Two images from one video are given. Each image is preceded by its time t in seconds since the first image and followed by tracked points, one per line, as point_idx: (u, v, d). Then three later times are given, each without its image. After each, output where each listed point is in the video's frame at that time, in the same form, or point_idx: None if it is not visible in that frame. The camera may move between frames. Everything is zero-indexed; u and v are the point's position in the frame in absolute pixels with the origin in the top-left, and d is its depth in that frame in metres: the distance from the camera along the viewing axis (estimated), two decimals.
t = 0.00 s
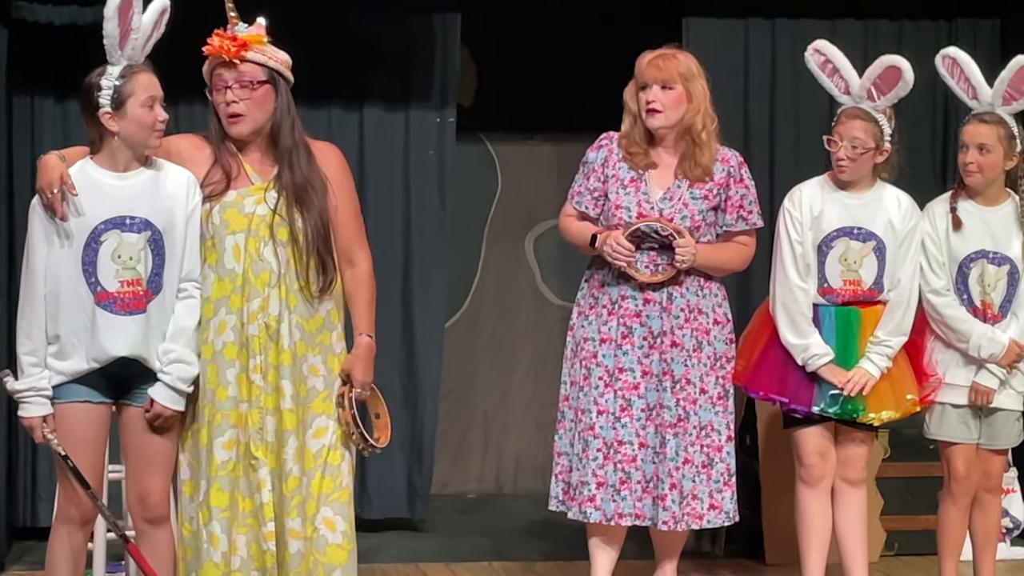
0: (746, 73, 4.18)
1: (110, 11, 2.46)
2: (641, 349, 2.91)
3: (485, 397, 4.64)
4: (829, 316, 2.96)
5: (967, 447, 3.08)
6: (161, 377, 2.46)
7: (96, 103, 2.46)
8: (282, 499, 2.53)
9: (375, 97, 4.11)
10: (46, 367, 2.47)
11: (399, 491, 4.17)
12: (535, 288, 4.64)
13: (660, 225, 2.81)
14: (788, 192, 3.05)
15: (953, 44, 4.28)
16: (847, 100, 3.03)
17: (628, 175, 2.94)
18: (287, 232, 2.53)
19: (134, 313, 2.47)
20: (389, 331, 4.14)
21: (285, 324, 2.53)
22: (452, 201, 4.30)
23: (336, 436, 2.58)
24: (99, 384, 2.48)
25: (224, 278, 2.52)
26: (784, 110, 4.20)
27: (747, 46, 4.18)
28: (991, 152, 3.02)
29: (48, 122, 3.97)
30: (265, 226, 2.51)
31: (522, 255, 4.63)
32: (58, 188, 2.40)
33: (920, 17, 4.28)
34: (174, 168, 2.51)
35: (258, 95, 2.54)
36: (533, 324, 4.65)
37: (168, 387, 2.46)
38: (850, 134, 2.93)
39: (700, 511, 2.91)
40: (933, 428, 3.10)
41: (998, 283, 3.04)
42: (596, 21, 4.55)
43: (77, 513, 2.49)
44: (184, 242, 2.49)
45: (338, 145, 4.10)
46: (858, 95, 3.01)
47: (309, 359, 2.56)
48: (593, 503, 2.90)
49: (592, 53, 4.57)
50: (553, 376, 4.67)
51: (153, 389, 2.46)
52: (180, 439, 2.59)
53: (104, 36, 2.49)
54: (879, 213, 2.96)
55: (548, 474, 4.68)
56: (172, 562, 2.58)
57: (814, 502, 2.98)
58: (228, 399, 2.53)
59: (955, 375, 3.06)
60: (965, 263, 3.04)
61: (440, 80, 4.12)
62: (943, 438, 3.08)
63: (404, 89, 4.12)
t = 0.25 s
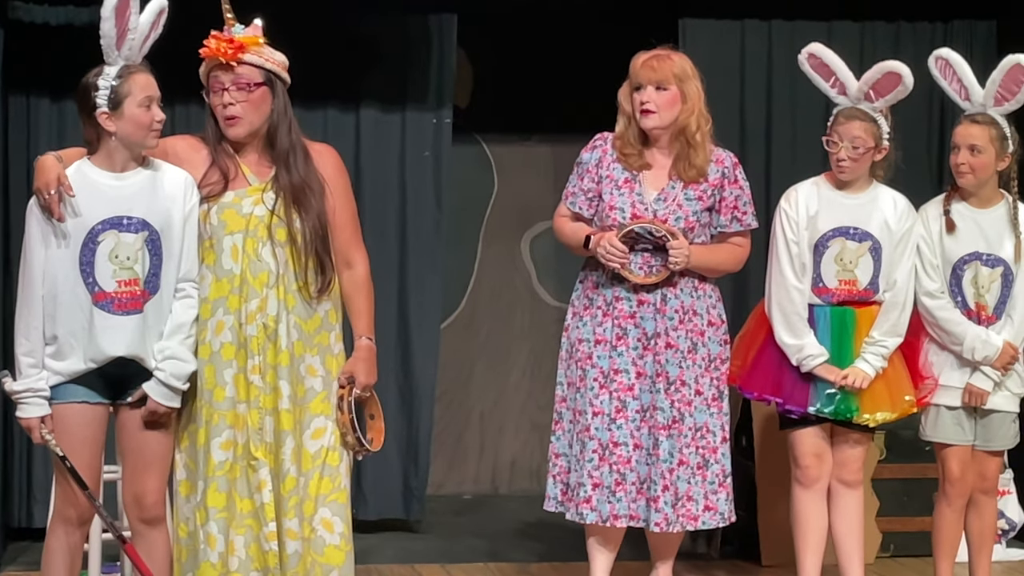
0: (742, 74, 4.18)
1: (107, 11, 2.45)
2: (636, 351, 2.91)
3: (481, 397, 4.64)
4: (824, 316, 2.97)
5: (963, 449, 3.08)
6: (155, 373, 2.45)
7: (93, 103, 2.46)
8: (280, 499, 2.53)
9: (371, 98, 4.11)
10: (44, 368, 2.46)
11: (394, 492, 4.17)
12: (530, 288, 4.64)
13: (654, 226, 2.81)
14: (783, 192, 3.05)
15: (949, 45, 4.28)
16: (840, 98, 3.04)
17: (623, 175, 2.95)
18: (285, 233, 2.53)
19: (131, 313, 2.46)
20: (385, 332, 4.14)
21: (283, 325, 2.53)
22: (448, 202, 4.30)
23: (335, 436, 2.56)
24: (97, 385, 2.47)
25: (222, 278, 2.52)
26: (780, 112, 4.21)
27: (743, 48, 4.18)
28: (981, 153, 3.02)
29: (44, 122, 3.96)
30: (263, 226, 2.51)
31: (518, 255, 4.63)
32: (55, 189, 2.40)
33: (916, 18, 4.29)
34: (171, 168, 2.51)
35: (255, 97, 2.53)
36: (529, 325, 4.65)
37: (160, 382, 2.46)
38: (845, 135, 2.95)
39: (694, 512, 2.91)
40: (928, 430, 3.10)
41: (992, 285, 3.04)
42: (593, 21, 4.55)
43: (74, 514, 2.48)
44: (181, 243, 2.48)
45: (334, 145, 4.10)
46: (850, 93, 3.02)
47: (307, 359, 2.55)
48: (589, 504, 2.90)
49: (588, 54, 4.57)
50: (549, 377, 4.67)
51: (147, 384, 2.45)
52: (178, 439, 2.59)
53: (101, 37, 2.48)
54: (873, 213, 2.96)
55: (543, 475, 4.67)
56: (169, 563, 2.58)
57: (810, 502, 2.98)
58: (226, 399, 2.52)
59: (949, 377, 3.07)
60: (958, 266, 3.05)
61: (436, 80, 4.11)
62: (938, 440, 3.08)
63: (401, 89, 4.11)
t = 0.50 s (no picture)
0: (736, 76, 4.19)
1: (99, 10, 2.45)
2: (627, 352, 2.92)
3: (475, 399, 4.64)
4: (819, 311, 2.97)
5: (956, 450, 3.09)
6: (153, 379, 2.46)
7: (85, 103, 2.46)
8: (274, 500, 2.53)
9: (366, 99, 4.11)
10: (39, 368, 2.45)
11: (388, 493, 4.16)
12: (524, 290, 4.65)
13: (646, 226, 2.82)
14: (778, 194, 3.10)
15: (942, 47, 4.29)
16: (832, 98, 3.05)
17: (613, 176, 2.94)
18: (281, 234, 2.53)
19: (125, 313, 2.46)
20: (379, 334, 4.14)
21: (278, 325, 2.53)
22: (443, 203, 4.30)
23: (328, 438, 2.57)
24: (92, 385, 2.47)
25: (218, 279, 2.53)
26: (774, 113, 4.21)
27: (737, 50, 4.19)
28: (971, 154, 3.03)
29: (38, 123, 3.95)
30: (259, 227, 2.51)
31: (512, 257, 4.63)
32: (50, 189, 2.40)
33: (910, 20, 4.30)
34: (166, 170, 2.51)
35: (252, 101, 2.54)
36: (523, 326, 4.65)
37: (161, 389, 2.46)
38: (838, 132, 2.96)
39: (684, 514, 2.91)
40: (922, 432, 3.10)
41: (984, 286, 3.05)
42: (587, 23, 4.55)
43: (67, 515, 2.48)
44: (175, 243, 2.49)
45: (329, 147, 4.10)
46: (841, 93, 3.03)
47: (302, 360, 2.56)
48: (584, 505, 2.90)
49: (583, 56, 4.57)
50: (542, 379, 4.68)
51: (146, 390, 2.46)
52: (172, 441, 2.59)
53: (93, 37, 2.48)
54: (864, 207, 2.98)
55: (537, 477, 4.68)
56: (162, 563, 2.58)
57: (808, 507, 2.99)
58: (222, 400, 2.52)
59: (942, 379, 3.07)
60: (950, 268, 3.06)
61: (431, 80, 4.12)
62: (932, 442, 3.09)
63: (396, 90, 4.11)
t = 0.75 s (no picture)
0: (728, 78, 4.20)
1: (90, 9, 2.45)
2: (616, 353, 2.92)
3: (467, 400, 4.64)
4: (812, 309, 2.97)
5: (947, 452, 3.09)
6: (143, 379, 2.45)
7: (76, 102, 2.45)
8: (264, 501, 2.53)
9: (357, 100, 4.11)
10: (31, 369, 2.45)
11: (379, 494, 4.16)
12: (516, 291, 4.65)
13: (636, 228, 2.83)
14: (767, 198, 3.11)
15: (934, 50, 4.30)
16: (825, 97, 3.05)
17: (600, 176, 2.95)
18: (273, 235, 2.53)
19: (120, 313, 2.45)
20: (370, 335, 4.14)
21: (270, 327, 2.53)
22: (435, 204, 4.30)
23: (318, 440, 2.56)
24: (87, 385, 2.47)
25: (209, 280, 2.52)
26: (766, 115, 4.22)
27: (729, 52, 4.20)
28: (962, 155, 3.04)
29: (30, 123, 3.94)
30: (250, 229, 2.51)
31: (504, 258, 4.63)
32: (42, 190, 2.39)
33: (902, 22, 4.30)
34: (158, 171, 2.50)
35: (246, 102, 2.53)
36: (515, 327, 4.65)
37: (151, 389, 2.45)
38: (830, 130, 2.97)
39: (672, 516, 2.90)
40: (914, 433, 3.10)
41: (976, 287, 3.06)
42: (580, 24, 4.55)
43: (58, 516, 2.47)
44: (168, 243, 2.48)
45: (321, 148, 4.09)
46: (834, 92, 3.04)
47: (292, 362, 2.56)
48: (574, 506, 2.91)
49: (576, 57, 4.56)
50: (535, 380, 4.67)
51: (137, 392, 2.44)
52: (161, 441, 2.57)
53: (86, 35, 2.48)
54: (853, 204, 2.99)
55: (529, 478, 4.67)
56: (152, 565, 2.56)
57: (803, 511, 2.99)
58: (211, 400, 2.52)
59: (934, 380, 3.08)
60: (943, 268, 3.06)
61: (424, 81, 4.11)
62: (923, 442, 3.09)
63: (388, 91, 4.11)
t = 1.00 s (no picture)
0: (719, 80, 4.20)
1: (76, 9, 2.46)
2: (603, 355, 2.92)
3: (459, 401, 4.64)
4: (803, 311, 2.97)
5: (937, 454, 3.10)
6: (144, 382, 2.45)
7: (65, 100, 2.47)
8: (251, 503, 2.52)
9: (349, 101, 4.10)
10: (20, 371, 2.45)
11: (371, 495, 4.15)
12: (507, 291, 4.64)
13: (625, 230, 2.83)
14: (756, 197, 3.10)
15: (925, 52, 4.31)
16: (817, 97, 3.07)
17: (588, 178, 2.95)
18: (263, 238, 2.52)
19: (111, 313, 2.45)
20: (362, 336, 4.13)
21: (260, 329, 2.52)
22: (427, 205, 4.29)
23: (308, 441, 2.55)
24: (78, 387, 2.46)
25: (198, 281, 2.52)
26: (758, 117, 4.23)
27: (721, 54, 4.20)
28: (951, 156, 3.04)
29: (21, 123, 3.93)
30: (241, 231, 2.50)
31: (496, 259, 4.63)
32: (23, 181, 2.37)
33: (893, 24, 4.31)
34: (149, 172, 2.50)
35: (238, 104, 2.53)
36: (506, 328, 4.65)
37: (150, 391, 2.45)
38: (823, 130, 2.99)
39: (662, 518, 2.90)
40: (904, 435, 3.11)
41: (966, 289, 3.06)
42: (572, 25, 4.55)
43: (47, 517, 2.46)
44: (159, 245, 2.48)
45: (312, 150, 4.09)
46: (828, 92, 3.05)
47: (282, 364, 2.54)
48: (560, 509, 2.91)
49: (568, 59, 4.56)
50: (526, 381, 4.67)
51: (134, 394, 2.45)
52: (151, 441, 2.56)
53: (75, 35, 2.50)
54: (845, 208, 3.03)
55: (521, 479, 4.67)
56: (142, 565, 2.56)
57: (792, 511, 3.00)
58: (199, 402, 2.51)
59: (924, 381, 3.09)
60: (933, 270, 3.07)
61: (415, 83, 4.11)
62: (913, 444, 3.10)
63: (380, 92, 4.10)
